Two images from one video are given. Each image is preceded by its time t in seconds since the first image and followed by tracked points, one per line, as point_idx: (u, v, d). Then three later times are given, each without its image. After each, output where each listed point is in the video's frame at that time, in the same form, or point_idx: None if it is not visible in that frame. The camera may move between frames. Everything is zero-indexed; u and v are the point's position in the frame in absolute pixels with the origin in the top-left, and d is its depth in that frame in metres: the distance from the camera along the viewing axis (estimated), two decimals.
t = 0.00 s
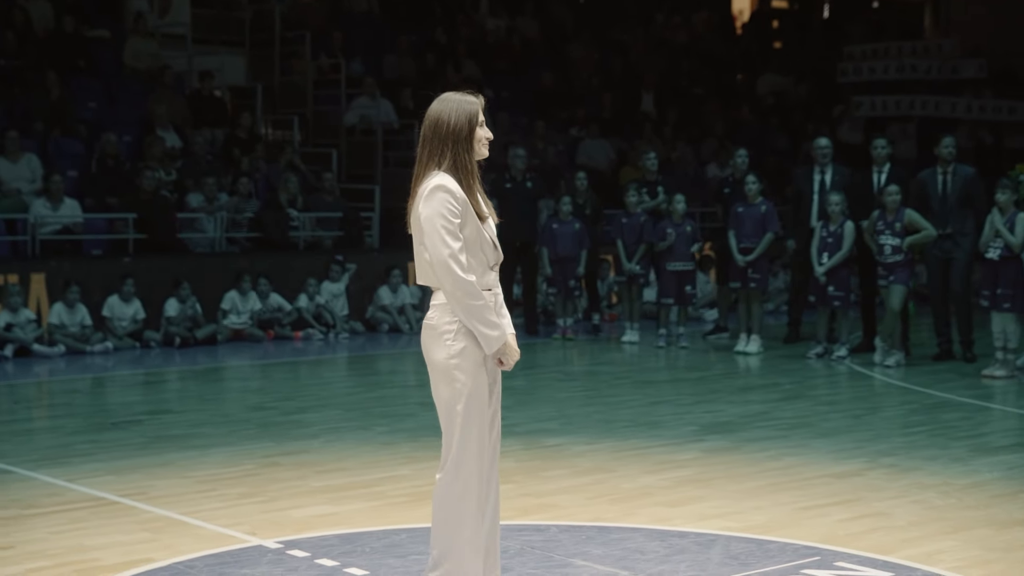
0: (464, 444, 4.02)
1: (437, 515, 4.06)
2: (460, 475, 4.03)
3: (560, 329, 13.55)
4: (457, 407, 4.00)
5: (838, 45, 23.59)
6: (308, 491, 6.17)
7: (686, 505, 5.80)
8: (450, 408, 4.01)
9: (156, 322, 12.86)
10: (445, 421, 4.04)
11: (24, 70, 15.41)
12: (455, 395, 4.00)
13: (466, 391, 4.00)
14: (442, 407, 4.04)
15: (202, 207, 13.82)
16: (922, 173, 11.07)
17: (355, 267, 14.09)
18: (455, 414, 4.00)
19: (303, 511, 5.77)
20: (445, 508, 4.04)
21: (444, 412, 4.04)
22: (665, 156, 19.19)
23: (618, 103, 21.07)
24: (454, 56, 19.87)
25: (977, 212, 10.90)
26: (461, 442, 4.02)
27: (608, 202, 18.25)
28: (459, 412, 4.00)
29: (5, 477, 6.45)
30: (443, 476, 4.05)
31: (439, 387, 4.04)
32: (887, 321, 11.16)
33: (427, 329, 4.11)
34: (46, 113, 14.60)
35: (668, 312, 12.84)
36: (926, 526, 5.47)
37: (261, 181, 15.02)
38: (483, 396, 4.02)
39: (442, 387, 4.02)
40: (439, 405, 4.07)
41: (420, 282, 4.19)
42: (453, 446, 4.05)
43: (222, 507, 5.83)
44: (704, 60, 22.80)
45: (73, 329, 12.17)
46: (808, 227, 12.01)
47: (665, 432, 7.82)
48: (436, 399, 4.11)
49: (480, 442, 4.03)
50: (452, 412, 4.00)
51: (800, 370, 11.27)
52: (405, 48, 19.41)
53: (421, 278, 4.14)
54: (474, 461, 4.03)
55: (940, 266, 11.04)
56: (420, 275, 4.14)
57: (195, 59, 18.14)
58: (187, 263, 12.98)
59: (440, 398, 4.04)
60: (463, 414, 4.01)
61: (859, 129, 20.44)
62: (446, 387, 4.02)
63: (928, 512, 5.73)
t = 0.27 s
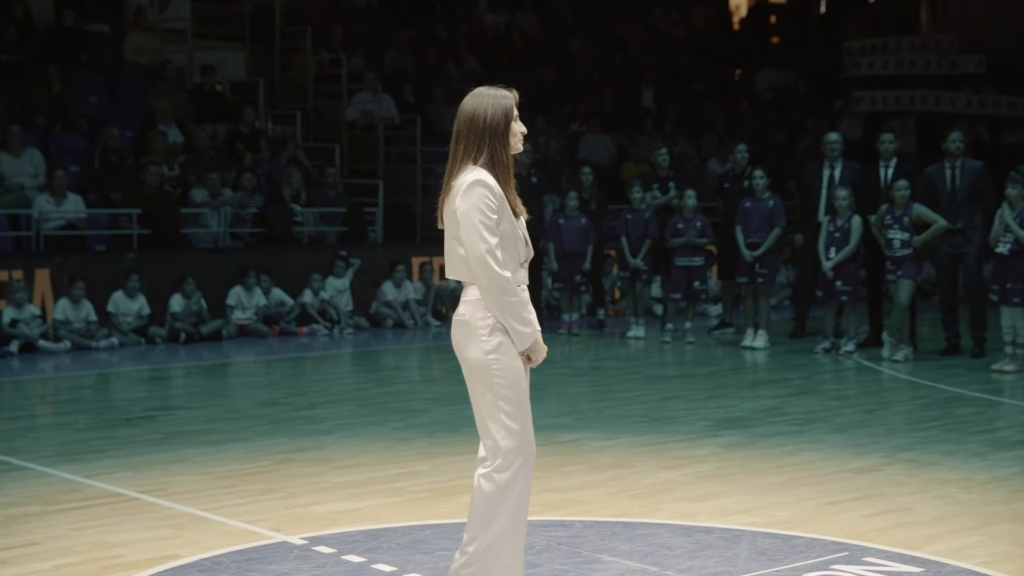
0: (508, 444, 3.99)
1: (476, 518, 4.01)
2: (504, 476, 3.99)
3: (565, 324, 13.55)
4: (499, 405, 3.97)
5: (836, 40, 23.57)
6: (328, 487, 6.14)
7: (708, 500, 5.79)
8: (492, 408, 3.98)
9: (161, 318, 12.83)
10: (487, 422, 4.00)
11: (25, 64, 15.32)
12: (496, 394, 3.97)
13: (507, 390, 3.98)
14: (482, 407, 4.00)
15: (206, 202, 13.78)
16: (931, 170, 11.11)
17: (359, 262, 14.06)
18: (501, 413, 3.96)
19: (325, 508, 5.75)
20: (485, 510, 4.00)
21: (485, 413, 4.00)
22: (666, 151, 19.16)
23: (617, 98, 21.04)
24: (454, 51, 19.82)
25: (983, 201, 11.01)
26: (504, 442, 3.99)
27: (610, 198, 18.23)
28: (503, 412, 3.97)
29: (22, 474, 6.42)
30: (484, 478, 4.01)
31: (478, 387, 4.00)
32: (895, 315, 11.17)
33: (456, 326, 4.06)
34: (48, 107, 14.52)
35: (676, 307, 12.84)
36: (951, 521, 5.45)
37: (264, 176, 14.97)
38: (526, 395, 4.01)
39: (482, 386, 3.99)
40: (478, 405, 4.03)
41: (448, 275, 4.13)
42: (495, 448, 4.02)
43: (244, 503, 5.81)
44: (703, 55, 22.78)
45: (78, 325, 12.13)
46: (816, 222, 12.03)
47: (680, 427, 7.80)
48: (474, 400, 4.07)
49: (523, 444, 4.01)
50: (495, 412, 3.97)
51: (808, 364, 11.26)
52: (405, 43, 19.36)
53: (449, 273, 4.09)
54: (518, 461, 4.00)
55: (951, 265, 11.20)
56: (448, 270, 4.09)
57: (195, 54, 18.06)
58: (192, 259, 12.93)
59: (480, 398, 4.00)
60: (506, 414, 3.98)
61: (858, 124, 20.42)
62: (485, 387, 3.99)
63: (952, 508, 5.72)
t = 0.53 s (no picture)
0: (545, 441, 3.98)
1: (513, 519, 3.98)
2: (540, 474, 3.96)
3: (573, 322, 13.56)
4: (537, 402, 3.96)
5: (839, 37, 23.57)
6: (350, 485, 6.12)
7: (734, 497, 5.77)
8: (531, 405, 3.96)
9: (169, 315, 12.81)
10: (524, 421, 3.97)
11: (31, 61, 15.27)
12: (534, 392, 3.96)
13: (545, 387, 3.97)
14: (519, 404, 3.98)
15: (214, 199, 13.76)
16: (944, 167, 11.09)
17: (366, 259, 14.03)
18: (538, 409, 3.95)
19: (348, 505, 5.72)
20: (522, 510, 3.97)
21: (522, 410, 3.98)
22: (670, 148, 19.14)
23: (621, 95, 21.02)
24: (457, 48, 19.79)
25: (996, 198, 11.02)
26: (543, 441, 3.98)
27: (615, 194, 18.21)
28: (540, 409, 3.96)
29: (41, 473, 6.40)
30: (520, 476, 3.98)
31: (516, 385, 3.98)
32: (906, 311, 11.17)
33: (489, 323, 4.05)
34: (54, 104, 14.48)
35: (686, 305, 12.82)
36: (978, 519, 5.44)
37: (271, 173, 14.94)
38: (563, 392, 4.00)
39: (521, 382, 3.97)
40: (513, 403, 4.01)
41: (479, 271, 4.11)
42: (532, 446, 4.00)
43: (267, 501, 5.78)
44: (706, 52, 22.75)
45: (87, 322, 12.10)
46: (824, 220, 12.03)
47: (698, 425, 7.78)
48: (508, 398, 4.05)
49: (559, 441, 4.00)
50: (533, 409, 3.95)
51: (819, 361, 11.25)
52: (409, 40, 19.33)
53: (482, 269, 4.07)
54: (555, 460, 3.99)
55: (966, 263, 11.22)
56: (480, 267, 4.07)
57: (200, 51, 18.03)
58: (201, 256, 12.91)
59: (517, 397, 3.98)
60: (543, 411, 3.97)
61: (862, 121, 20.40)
62: (524, 384, 3.96)
63: (978, 506, 5.70)
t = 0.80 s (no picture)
0: (565, 439, 4.01)
1: (534, 516, 4.02)
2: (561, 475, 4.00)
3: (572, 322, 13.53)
4: (558, 401, 3.98)
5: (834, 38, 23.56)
6: (362, 486, 6.10)
7: (749, 497, 5.76)
8: (552, 405, 3.98)
9: (169, 316, 12.77)
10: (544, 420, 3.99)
11: (28, 61, 15.21)
12: (556, 390, 3.98)
13: (567, 386, 3.99)
14: (540, 403, 4.00)
15: (212, 199, 13.73)
16: (952, 166, 11.09)
17: (364, 258, 13.97)
18: (559, 410, 3.97)
19: (362, 506, 5.70)
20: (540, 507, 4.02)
21: (542, 409, 3.99)
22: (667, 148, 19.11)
23: (617, 95, 20.99)
24: (453, 48, 19.74)
25: (1001, 198, 11.01)
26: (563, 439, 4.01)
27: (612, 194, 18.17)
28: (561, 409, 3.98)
29: (51, 473, 6.37)
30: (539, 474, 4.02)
31: (537, 382, 4.00)
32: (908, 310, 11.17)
33: (515, 320, 4.08)
34: (51, 104, 14.42)
35: (687, 305, 12.78)
36: (995, 519, 5.43)
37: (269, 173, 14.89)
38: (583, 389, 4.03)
39: (544, 382, 3.98)
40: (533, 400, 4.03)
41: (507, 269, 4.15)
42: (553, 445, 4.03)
43: (279, 502, 5.76)
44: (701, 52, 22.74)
45: (87, 323, 12.07)
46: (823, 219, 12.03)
47: (707, 425, 7.76)
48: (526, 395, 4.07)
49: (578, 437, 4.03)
50: (555, 409, 3.97)
51: (821, 361, 11.22)
52: (406, 40, 19.29)
53: (511, 266, 4.10)
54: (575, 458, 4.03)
55: (971, 261, 11.19)
56: (508, 264, 4.11)
57: (196, 51, 17.97)
58: (200, 256, 12.86)
59: (538, 394, 4.00)
60: (563, 410, 4.00)
61: (858, 122, 20.39)
62: (547, 383, 3.99)
63: (993, 505, 5.70)
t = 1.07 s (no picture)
0: (568, 447, 4.00)
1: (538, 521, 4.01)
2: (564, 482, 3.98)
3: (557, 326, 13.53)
4: (563, 409, 3.97)
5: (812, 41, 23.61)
6: (357, 491, 6.07)
7: (746, 501, 5.75)
8: (557, 412, 3.97)
9: (152, 320, 12.71)
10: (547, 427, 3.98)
11: (8, 64, 15.12)
12: (561, 397, 3.97)
13: (573, 393, 3.98)
14: (544, 409, 3.98)
15: (196, 203, 13.67)
16: (943, 170, 11.14)
17: (347, 261, 13.91)
18: (563, 417, 3.96)
19: (358, 512, 5.67)
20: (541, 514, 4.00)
21: (546, 415, 3.98)
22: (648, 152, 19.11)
23: (598, 100, 20.99)
24: (435, 51, 19.71)
25: (988, 202, 11.07)
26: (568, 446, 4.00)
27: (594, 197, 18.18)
28: (566, 416, 3.97)
29: (42, 480, 6.32)
30: (541, 481, 4.00)
31: (541, 389, 3.98)
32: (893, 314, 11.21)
33: (520, 327, 4.05)
34: (31, 107, 14.32)
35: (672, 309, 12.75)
36: (992, 523, 5.44)
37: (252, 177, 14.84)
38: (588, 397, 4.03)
39: (548, 389, 3.97)
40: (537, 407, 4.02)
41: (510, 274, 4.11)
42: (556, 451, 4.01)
43: (275, 508, 5.73)
44: (681, 56, 22.77)
45: (71, 327, 12.00)
46: (803, 223, 12.09)
47: (698, 428, 7.76)
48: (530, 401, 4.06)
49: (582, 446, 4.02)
50: (560, 416, 3.96)
51: (808, 365, 11.23)
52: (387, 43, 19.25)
53: (514, 272, 4.06)
54: (578, 466, 4.01)
55: (958, 264, 11.23)
56: (512, 270, 4.07)
57: (177, 54, 17.89)
58: (183, 260, 12.79)
59: (541, 400, 3.99)
60: (568, 417, 3.99)
61: (838, 125, 20.45)
62: (551, 390, 3.97)
63: (990, 509, 5.71)
